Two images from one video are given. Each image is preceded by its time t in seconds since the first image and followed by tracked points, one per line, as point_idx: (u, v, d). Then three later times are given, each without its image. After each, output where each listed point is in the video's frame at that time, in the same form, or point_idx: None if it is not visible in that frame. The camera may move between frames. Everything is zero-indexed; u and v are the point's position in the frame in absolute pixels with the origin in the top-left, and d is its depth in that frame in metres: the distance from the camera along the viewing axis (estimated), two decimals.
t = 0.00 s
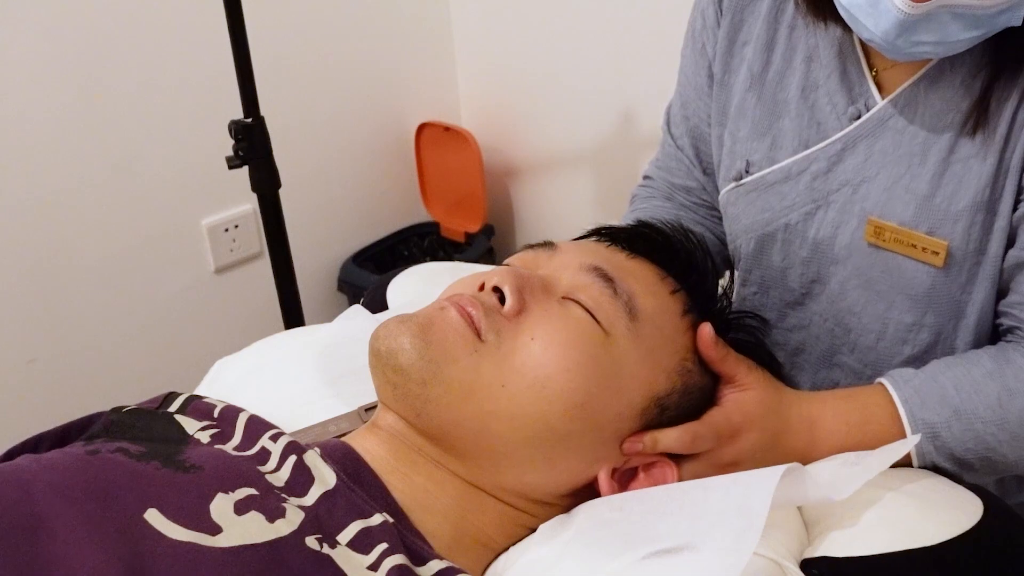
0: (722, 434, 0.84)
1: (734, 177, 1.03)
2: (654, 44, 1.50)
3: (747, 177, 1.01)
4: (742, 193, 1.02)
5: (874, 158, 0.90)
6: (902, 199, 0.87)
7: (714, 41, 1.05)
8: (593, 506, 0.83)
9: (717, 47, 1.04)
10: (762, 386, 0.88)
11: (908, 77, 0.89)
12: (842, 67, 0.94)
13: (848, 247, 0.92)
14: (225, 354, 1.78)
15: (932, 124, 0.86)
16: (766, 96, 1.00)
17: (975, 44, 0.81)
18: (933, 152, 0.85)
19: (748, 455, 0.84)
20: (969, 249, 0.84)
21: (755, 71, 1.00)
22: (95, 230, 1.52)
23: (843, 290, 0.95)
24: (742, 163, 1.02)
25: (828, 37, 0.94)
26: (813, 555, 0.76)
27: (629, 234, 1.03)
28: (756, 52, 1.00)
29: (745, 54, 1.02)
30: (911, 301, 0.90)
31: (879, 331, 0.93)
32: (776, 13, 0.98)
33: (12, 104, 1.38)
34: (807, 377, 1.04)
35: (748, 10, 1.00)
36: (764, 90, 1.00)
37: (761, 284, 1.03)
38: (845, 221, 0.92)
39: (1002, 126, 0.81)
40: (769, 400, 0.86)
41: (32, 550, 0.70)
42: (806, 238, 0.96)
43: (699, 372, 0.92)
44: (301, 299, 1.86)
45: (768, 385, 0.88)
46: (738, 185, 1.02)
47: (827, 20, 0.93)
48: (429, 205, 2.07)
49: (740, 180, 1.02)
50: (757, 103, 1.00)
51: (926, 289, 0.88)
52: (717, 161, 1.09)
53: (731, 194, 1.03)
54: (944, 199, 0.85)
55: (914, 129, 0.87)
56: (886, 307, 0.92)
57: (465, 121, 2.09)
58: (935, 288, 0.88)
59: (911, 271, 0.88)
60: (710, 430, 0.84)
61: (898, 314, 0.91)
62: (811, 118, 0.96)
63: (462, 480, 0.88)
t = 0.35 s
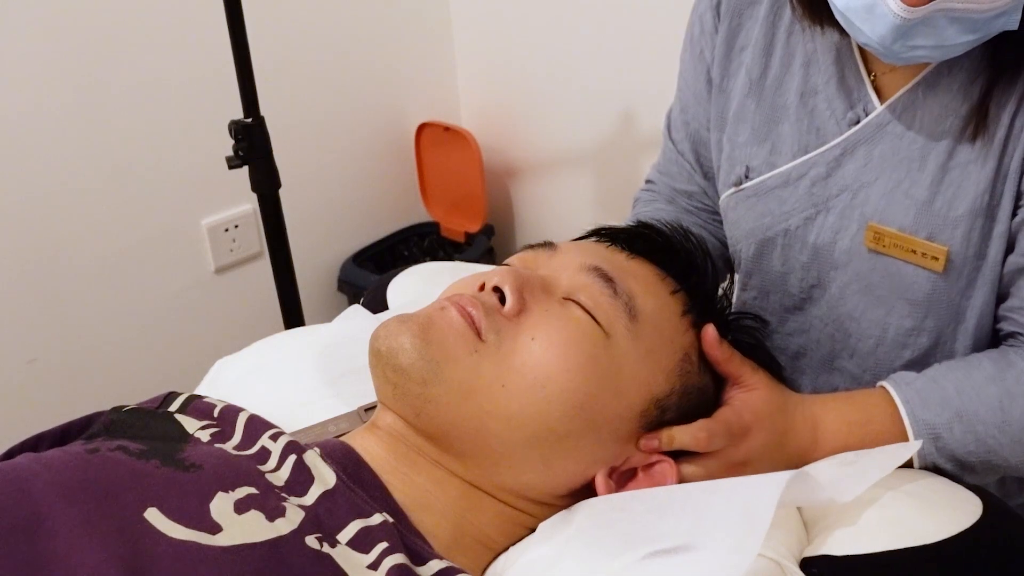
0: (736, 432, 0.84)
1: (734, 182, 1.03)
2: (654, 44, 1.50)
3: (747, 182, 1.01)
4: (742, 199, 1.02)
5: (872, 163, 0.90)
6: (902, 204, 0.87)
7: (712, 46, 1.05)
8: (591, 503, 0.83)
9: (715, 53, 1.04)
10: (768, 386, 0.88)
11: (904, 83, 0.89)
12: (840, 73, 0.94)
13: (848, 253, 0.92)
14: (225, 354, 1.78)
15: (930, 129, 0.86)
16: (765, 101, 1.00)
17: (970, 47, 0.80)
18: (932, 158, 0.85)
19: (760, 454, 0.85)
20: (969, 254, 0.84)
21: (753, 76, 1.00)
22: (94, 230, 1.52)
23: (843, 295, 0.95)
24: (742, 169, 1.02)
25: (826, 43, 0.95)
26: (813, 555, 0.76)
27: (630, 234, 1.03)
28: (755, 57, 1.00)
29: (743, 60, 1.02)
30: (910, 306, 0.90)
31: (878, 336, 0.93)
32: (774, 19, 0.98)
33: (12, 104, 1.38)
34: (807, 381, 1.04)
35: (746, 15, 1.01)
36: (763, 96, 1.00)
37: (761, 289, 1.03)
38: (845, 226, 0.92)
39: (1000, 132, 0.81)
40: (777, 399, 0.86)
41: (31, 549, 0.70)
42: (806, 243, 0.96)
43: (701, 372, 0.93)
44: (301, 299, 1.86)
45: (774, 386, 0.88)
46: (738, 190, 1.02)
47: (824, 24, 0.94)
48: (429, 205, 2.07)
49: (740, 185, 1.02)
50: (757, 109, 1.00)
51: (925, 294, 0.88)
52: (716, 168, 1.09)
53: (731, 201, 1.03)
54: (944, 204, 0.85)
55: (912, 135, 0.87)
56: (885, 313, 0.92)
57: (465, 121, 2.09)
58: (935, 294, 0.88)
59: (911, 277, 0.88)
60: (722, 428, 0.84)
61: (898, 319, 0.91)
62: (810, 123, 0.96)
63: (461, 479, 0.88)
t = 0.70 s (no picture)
0: (744, 434, 0.85)
1: (727, 200, 1.03)
2: (654, 43, 1.50)
3: (740, 200, 1.01)
4: (735, 216, 1.02)
5: (863, 179, 0.90)
6: (893, 221, 0.88)
7: (702, 62, 1.05)
8: (590, 502, 0.83)
9: (705, 69, 1.04)
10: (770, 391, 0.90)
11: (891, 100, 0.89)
12: (829, 90, 0.94)
13: (840, 269, 0.93)
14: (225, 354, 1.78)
15: (919, 146, 0.86)
16: (756, 117, 1.00)
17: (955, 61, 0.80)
18: (921, 175, 0.86)
19: (762, 455, 0.85)
20: (960, 270, 0.85)
21: (743, 92, 1.00)
22: (94, 230, 1.52)
23: (836, 311, 0.95)
24: (735, 185, 1.02)
25: (813, 58, 0.95)
26: (812, 553, 0.76)
27: (632, 234, 1.03)
28: (745, 73, 1.00)
29: (733, 75, 1.02)
30: (903, 322, 0.90)
31: (872, 351, 0.94)
32: (763, 34, 0.99)
33: (12, 104, 1.38)
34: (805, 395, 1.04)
35: (734, 31, 1.01)
36: (754, 111, 1.00)
37: (756, 303, 1.03)
38: (838, 243, 0.92)
39: (988, 149, 0.82)
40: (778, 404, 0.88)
41: (30, 548, 0.70)
42: (800, 259, 0.96)
43: (701, 372, 0.93)
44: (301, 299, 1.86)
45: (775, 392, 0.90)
46: (731, 208, 1.02)
47: (808, 39, 0.94)
48: (429, 205, 2.07)
49: (732, 203, 1.02)
50: (748, 125, 1.01)
51: (918, 310, 0.89)
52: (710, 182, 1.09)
53: (726, 216, 1.03)
54: (934, 221, 0.85)
55: (900, 152, 0.87)
56: (879, 328, 0.92)
57: (465, 121, 2.09)
58: (928, 309, 0.88)
59: (904, 294, 0.89)
60: (728, 429, 0.84)
61: (891, 335, 0.92)
62: (802, 138, 0.96)
63: (458, 478, 0.88)
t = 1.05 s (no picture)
0: (741, 436, 0.85)
1: (717, 215, 1.04)
2: (654, 43, 1.50)
3: (730, 215, 1.02)
4: (725, 231, 1.03)
5: (852, 195, 0.91)
6: (883, 237, 0.89)
7: (688, 76, 1.06)
8: (588, 502, 0.83)
9: (691, 82, 1.06)
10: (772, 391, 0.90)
11: (878, 113, 0.89)
12: (816, 103, 0.95)
13: (831, 284, 0.94)
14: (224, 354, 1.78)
15: (906, 161, 0.87)
16: (743, 132, 1.01)
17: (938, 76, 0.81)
18: (909, 192, 0.87)
19: (760, 459, 0.85)
20: (950, 286, 0.86)
21: (730, 107, 1.02)
22: (94, 230, 1.52)
23: (829, 325, 0.96)
24: (725, 202, 1.03)
25: (798, 72, 0.96)
26: (812, 554, 0.76)
27: (630, 233, 1.04)
28: (731, 87, 1.01)
29: (719, 89, 1.03)
30: (896, 337, 0.91)
31: (866, 365, 0.95)
32: (747, 49, 1.00)
33: (12, 104, 1.38)
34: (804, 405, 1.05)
35: (719, 45, 1.03)
36: (741, 126, 1.01)
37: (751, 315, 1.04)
38: (828, 258, 0.93)
39: (977, 165, 0.82)
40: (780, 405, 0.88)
41: (31, 546, 0.70)
42: (792, 274, 0.97)
43: (698, 371, 0.93)
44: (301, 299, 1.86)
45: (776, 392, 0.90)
46: (721, 223, 1.04)
47: (791, 55, 0.96)
48: (429, 205, 2.07)
49: (723, 219, 1.04)
50: (735, 140, 1.02)
51: (910, 325, 0.90)
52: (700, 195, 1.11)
53: (717, 231, 1.05)
54: (924, 237, 0.86)
55: (887, 170, 0.88)
56: (873, 342, 0.93)
57: (465, 121, 2.09)
58: (920, 324, 0.89)
59: (894, 309, 0.90)
60: (726, 429, 0.84)
61: (884, 349, 0.93)
62: (790, 152, 0.97)
63: (457, 478, 0.88)
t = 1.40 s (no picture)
0: (729, 438, 0.85)
1: (710, 223, 1.05)
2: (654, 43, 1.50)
3: (723, 225, 1.03)
4: (718, 240, 1.04)
5: (843, 206, 0.91)
6: (874, 250, 0.89)
7: (680, 83, 1.07)
8: (587, 502, 0.83)
9: (684, 89, 1.06)
10: (766, 392, 0.90)
11: (869, 126, 0.89)
12: (807, 112, 0.94)
13: (824, 295, 0.94)
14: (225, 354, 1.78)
15: (897, 174, 0.87)
16: (736, 140, 1.01)
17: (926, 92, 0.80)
18: (901, 205, 0.87)
19: (753, 460, 0.86)
20: (942, 298, 0.86)
21: (722, 115, 1.02)
22: (95, 230, 1.52)
23: (823, 335, 0.97)
24: (718, 210, 1.03)
25: (789, 88, 0.96)
26: (810, 554, 0.76)
27: (628, 234, 1.03)
28: (723, 96, 1.01)
29: (711, 97, 1.04)
30: (889, 348, 0.92)
31: (861, 375, 0.95)
32: (738, 58, 1.00)
33: (12, 104, 1.38)
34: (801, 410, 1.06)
35: (710, 52, 1.03)
36: (733, 134, 1.02)
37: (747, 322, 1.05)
38: (820, 269, 0.94)
39: (967, 179, 0.82)
40: (774, 406, 0.89)
41: (31, 548, 0.70)
42: (784, 284, 0.97)
43: (696, 371, 0.94)
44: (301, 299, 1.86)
45: (769, 393, 0.90)
46: (714, 231, 1.04)
47: (780, 69, 0.95)
48: (429, 205, 2.07)
49: (715, 227, 1.04)
50: (728, 147, 1.02)
51: (902, 337, 0.90)
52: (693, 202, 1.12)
53: (709, 240, 1.05)
54: (915, 249, 0.86)
55: (877, 182, 0.88)
56: (866, 353, 0.94)
57: (465, 121, 2.09)
58: (912, 336, 0.89)
59: (886, 320, 0.90)
60: (715, 430, 0.85)
61: (879, 360, 0.93)
62: (782, 161, 0.97)
63: (456, 478, 0.88)
